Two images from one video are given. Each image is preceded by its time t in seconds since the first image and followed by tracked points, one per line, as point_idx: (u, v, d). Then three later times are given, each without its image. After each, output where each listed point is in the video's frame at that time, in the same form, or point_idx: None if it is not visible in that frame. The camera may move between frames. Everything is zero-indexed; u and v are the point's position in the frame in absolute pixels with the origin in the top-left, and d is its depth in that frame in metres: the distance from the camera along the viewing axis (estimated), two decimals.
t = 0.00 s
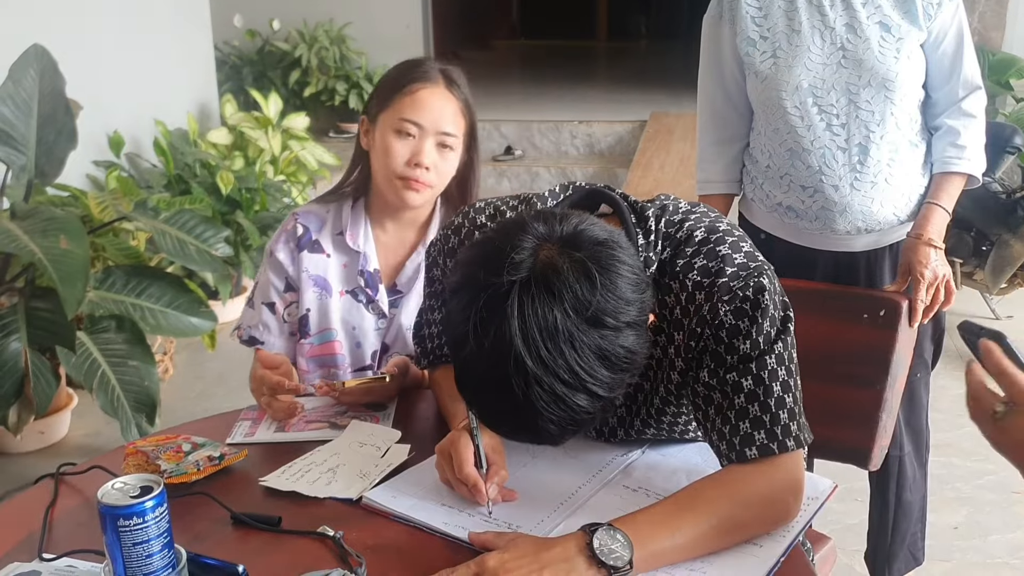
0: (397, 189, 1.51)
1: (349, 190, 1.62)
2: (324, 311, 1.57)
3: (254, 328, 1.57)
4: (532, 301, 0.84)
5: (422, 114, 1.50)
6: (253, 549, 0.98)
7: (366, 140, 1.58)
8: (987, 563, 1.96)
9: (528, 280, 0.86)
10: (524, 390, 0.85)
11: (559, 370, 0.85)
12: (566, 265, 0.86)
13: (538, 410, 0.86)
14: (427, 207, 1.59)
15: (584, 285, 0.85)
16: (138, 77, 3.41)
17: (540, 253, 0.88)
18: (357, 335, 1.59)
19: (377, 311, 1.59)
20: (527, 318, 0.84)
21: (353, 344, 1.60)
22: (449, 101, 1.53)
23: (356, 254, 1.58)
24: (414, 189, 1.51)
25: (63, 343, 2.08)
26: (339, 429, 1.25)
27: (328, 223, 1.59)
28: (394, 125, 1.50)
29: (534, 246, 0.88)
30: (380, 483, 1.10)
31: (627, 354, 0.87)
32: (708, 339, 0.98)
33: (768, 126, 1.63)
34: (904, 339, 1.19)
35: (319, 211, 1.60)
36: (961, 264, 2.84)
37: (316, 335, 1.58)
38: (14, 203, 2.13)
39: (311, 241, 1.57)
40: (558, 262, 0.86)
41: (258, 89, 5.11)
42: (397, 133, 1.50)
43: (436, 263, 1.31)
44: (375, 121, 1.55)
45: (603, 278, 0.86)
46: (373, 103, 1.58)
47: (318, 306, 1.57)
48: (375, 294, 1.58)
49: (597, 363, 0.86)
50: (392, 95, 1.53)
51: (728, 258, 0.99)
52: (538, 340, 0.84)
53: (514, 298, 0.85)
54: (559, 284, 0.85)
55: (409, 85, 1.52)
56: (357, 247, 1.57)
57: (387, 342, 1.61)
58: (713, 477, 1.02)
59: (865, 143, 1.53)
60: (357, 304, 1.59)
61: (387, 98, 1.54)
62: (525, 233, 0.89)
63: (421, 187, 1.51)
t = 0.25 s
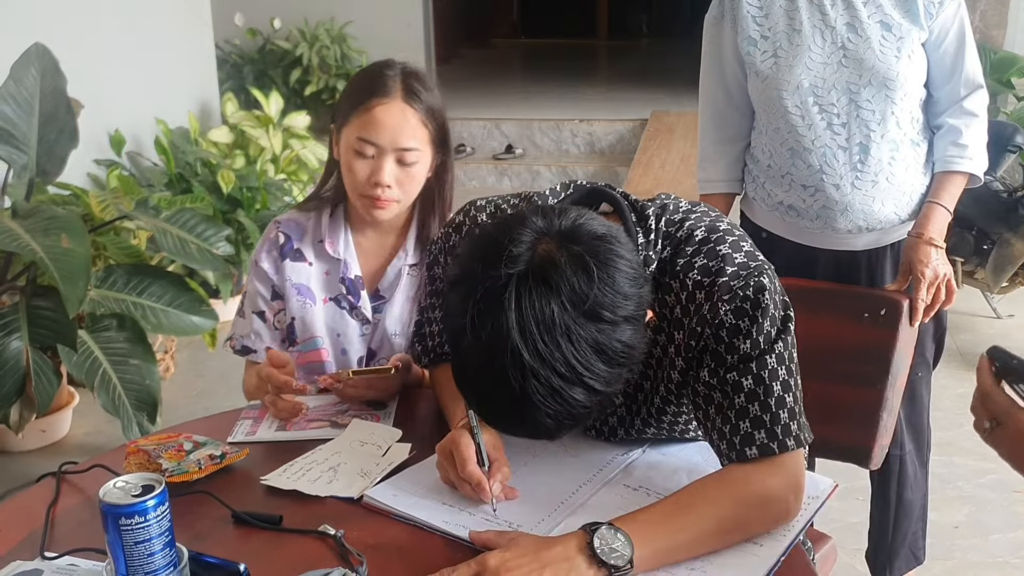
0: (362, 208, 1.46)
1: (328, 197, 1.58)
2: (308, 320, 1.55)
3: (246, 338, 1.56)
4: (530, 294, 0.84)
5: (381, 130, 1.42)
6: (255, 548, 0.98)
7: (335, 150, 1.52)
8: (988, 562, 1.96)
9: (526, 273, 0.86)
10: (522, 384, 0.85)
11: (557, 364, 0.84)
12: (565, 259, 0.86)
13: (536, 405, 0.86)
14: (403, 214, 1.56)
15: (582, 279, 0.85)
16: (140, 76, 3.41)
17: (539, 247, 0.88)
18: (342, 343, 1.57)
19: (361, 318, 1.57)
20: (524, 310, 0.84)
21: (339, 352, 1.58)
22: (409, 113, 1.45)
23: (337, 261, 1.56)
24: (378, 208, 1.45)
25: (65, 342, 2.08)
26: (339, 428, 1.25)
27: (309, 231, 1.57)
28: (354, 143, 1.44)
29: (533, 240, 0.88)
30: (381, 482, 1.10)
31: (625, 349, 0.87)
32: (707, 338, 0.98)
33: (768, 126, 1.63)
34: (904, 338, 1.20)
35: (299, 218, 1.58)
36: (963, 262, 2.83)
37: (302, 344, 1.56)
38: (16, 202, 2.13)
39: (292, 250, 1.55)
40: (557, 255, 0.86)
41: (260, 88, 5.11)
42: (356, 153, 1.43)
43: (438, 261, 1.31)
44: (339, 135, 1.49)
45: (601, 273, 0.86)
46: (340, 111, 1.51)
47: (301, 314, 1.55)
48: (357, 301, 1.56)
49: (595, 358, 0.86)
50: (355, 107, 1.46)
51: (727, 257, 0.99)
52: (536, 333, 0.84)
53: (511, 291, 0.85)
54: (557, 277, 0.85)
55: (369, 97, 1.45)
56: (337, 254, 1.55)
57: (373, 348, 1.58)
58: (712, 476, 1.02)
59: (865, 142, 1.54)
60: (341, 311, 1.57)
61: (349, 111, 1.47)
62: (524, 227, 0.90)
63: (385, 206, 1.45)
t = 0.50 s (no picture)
0: (352, 219, 1.47)
1: (318, 202, 1.59)
2: (302, 325, 1.56)
3: (242, 342, 1.56)
4: (530, 293, 0.85)
5: (369, 142, 1.42)
6: (258, 545, 0.98)
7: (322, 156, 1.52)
8: (989, 560, 1.96)
9: (526, 272, 0.86)
10: (522, 381, 0.86)
11: (557, 361, 0.85)
12: (565, 258, 0.87)
13: (537, 402, 0.86)
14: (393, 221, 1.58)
15: (583, 277, 0.86)
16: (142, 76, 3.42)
17: (539, 246, 0.88)
18: (335, 347, 1.59)
19: (354, 322, 1.59)
20: (525, 308, 0.84)
21: (332, 356, 1.59)
22: (397, 123, 1.45)
23: (329, 266, 1.57)
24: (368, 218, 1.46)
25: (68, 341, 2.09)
26: (341, 426, 1.26)
27: (300, 236, 1.57)
28: (341, 155, 1.43)
29: (533, 240, 0.89)
30: (383, 480, 1.11)
31: (625, 347, 0.88)
32: (708, 337, 0.99)
33: (769, 125, 1.63)
34: (903, 337, 1.20)
35: (290, 223, 1.58)
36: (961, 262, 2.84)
37: (297, 349, 1.57)
38: (20, 201, 2.14)
39: (284, 256, 1.56)
40: (557, 254, 0.87)
41: (261, 88, 5.12)
42: (344, 164, 1.43)
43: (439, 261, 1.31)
44: (326, 143, 1.48)
45: (599, 270, 0.87)
46: (326, 117, 1.50)
47: (295, 320, 1.55)
48: (349, 306, 1.57)
49: (595, 355, 0.86)
50: (341, 117, 1.45)
51: (728, 256, 0.99)
52: (536, 331, 0.84)
53: (512, 289, 0.85)
54: (557, 276, 0.85)
55: (356, 107, 1.44)
56: (329, 260, 1.56)
57: (366, 351, 1.60)
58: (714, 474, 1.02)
59: (866, 142, 1.54)
60: (333, 316, 1.58)
61: (336, 121, 1.46)
62: (524, 226, 0.90)
63: (375, 216, 1.46)
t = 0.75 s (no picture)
0: (349, 228, 1.47)
1: (316, 205, 1.59)
2: (303, 329, 1.57)
3: (245, 346, 1.56)
4: (528, 280, 0.85)
5: (363, 152, 1.42)
6: (263, 543, 0.99)
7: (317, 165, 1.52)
8: (992, 561, 1.96)
9: (525, 259, 0.86)
10: (519, 369, 0.85)
11: (553, 350, 0.84)
12: (564, 246, 0.87)
13: (533, 391, 0.86)
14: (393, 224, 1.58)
15: (581, 266, 0.85)
16: (146, 74, 3.43)
17: (538, 234, 0.88)
18: (336, 350, 1.59)
19: (354, 325, 1.59)
20: (521, 296, 0.84)
21: (333, 358, 1.60)
22: (389, 131, 1.45)
23: (328, 270, 1.57)
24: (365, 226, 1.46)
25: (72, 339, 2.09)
26: (346, 424, 1.26)
27: (299, 240, 1.57)
28: (336, 164, 1.43)
29: (532, 229, 0.89)
30: (388, 478, 1.11)
31: (624, 337, 0.88)
32: (713, 336, 0.99)
33: (774, 125, 1.63)
34: (908, 337, 1.20)
35: (288, 227, 1.57)
36: (965, 262, 2.84)
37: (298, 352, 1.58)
38: (24, 199, 2.15)
39: (283, 261, 1.56)
40: (556, 243, 0.87)
41: (264, 87, 5.13)
42: (339, 173, 1.43)
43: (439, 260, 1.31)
44: (321, 151, 1.48)
45: (599, 260, 0.86)
46: (320, 126, 1.50)
47: (295, 324, 1.56)
48: (349, 309, 1.58)
49: (593, 345, 0.86)
50: (335, 126, 1.45)
51: (733, 256, 0.99)
52: (534, 319, 0.84)
53: (509, 277, 0.85)
54: (556, 264, 0.85)
55: (350, 116, 1.44)
56: (328, 264, 1.56)
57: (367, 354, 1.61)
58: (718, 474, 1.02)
59: (871, 142, 1.54)
60: (333, 320, 1.58)
61: (329, 130, 1.46)
62: (525, 215, 0.90)
63: (372, 224, 1.46)
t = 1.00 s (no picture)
0: (351, 232, 1.47)
1: (318, 206, 1.59)
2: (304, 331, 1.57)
3: (246, 347, 1.56)
4: (517, 266, 0.84)
5: (365, 157, 1.42)
6: (264, 542, 0.99)
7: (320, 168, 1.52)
8: (992, 561, 1.96)
9: (515, 245, 0.86)
10: (506, 354, 0.84)
11: (540, 335, 0.84)
12: (555, 234, 0.86)
13: (519, 378, 0.85)
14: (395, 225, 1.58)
15: (571, 254, 0.85)
16: (148, 73, 3.43)
17: (530, 222, 0.88)
18: (337, 352, 1.59)
19: (356, 326, 1.59)
20: (510, 280, 0.84)
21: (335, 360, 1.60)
22: (392, 137, 1.45)
23: (330, 271, 1.57)
24: (368, 231, 1.47)
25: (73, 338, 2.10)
26: (347, 423, 1.26)
27: (300, 242, 1.57)
28: (338, 170, 1.43)
29: (525, 217, 0.89)
30: (389, 477, 1.11)
31: (614, 327, 0.87)
32: (714, 337, 0.99)
33: (776, 125, 1.63)
34: (909, 337, 1.20)
35: (290, 228, 1.58)
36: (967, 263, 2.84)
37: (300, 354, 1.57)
38: (26, 198, 2.15)
39: (285, 262, 1.56)
40: (547, 231, 0.87)
41: (266, 86, 5.13)
42: (341, 178, 1.43)
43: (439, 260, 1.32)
44: (323, 156, 1.48)
45: (589, 248, 0.86)
46: (321, 130, 1.50)
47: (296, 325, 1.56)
48: (351, 311, 1.58)
49: (581, 333, 0.85)
50: (336, 131, 1.45)
51: (733, 257, 1.00)
52: (522, 305, 0.83)
53: (499, 262, 0.85)
54: (546, 252, 0.85)
55: (352, 121, 1.44)
56: (329, 266, 1.56)
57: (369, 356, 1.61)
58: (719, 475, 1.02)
59: (873, 143, 1.54)
60: (335, 321, 1.58)
61: (331, 135, 1.45)
62: (518, 204, 0.90)
63: (374, 229, 1.46)
